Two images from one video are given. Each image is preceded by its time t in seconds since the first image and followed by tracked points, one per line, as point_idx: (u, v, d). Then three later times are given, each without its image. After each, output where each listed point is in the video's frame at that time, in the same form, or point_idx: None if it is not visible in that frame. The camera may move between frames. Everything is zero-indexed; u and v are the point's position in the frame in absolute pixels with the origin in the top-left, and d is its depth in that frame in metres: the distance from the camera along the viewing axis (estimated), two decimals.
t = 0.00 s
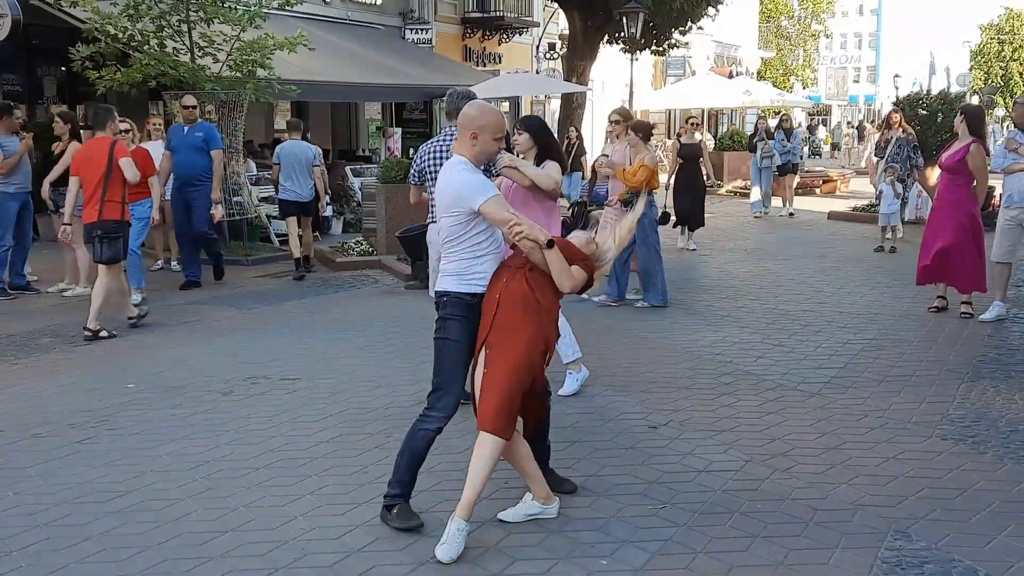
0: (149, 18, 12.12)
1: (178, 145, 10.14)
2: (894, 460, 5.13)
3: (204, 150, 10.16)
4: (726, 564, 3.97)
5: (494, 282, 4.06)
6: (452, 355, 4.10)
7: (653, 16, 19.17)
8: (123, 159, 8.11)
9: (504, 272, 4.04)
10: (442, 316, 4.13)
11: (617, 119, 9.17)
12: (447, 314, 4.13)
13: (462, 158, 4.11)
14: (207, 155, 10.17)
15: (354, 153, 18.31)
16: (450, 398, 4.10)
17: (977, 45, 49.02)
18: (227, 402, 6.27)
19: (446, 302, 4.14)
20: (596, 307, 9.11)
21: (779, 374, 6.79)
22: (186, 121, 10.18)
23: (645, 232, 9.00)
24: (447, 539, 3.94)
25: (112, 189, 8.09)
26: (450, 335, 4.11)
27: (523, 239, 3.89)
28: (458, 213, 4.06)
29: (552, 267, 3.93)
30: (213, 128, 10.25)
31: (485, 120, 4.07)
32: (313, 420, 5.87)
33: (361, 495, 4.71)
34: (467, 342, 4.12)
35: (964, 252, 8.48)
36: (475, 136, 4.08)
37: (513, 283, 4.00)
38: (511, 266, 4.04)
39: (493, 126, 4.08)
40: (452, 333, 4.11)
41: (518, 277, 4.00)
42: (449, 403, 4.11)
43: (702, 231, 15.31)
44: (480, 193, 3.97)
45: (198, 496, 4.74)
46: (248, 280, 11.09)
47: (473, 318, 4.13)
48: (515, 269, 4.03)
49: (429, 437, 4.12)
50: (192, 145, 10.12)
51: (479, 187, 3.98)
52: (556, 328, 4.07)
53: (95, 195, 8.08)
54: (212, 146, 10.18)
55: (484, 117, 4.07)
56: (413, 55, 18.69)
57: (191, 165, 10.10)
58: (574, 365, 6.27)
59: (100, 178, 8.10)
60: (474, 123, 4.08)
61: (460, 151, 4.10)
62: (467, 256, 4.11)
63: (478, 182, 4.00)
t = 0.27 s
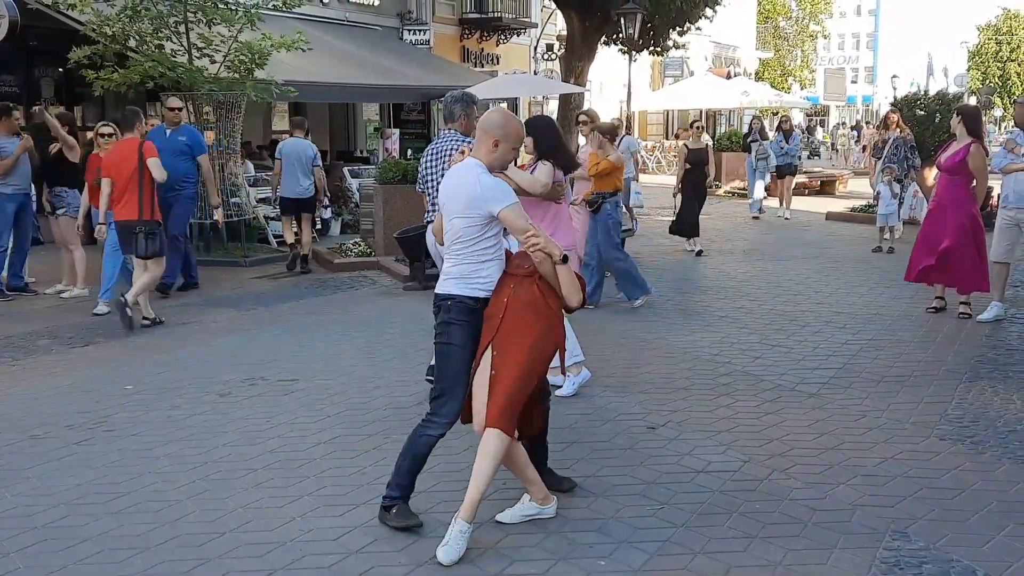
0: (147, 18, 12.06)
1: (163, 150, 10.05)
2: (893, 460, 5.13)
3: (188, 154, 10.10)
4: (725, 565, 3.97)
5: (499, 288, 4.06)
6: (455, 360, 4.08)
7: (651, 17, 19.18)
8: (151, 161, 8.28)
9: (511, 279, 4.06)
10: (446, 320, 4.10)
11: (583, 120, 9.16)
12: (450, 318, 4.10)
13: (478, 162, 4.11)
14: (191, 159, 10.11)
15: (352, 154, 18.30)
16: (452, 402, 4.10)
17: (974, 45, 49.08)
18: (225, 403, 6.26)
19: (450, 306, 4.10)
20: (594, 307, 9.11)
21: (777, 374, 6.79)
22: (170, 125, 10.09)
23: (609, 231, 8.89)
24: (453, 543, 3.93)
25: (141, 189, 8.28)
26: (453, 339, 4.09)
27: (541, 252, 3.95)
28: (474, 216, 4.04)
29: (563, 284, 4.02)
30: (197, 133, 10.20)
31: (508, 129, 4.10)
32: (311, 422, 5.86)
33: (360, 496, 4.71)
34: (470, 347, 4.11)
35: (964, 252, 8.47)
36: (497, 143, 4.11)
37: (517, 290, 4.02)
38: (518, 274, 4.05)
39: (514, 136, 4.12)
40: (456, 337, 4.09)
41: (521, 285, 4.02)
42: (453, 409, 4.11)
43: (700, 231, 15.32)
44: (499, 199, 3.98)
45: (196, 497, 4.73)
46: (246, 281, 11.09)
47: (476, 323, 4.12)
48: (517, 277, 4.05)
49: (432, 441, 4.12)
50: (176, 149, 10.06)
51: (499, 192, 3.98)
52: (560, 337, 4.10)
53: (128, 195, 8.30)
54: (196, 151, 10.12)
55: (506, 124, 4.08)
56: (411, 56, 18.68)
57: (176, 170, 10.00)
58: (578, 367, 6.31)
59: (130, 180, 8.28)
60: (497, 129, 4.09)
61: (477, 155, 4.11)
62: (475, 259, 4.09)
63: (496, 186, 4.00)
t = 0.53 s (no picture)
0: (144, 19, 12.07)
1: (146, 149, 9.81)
2: (891, 460, 5.13)
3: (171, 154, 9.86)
4: (724, 565, 3.98)
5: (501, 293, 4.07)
6: (457, 362, 4.08)
7: (648, 18, 19.19)
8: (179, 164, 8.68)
9: (513, 280, 4.06)
10: (445, 322, 4.11)
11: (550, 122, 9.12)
12: (450, 320, 4.10)
13: (471, 160, 4.10)
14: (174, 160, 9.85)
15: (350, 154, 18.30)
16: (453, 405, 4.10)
17: (971, 46, 49.13)
18: (223, 404, 6.26)
19: (450, 307, 4.11)
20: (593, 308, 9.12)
21: (776, 375, 6.80)
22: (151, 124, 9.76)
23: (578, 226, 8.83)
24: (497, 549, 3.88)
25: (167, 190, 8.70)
26: (453, 341, 4.09)
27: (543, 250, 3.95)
28: (469, 217, 4.04)
29: (565, 280, 4.02)
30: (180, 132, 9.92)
31: (501, 127, 4.10)
32: (310, 422, 5.86)
33: (359, 496, 4.71)
34: (470, 348, 4.11)
35: (963, 253, 8.49)
36: (490, 142, 4.09)
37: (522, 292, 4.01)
38: (520, 274, 4.05)
39: (505, 132, 4.11)
40: (456, 339, 4.09)
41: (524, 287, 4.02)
42: (452, 411, 4.11)
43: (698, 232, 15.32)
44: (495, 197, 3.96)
45: (194, 498, 4.73)
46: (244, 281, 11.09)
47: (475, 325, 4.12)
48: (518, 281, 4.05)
49: (431, 444, 4.12)
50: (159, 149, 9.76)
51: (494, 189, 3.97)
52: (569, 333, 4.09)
53: (155, 195, 8.71)
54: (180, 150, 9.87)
55: (498, 122, 4.08)
56: (409, 57, 18.68)
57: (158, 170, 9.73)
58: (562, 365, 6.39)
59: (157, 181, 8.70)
60: (489, 127, 4.08)
61: (470, 153, 4.10)
62: (471, 259, 4.11)
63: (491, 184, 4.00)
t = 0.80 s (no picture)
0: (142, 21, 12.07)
1: (124, 152, 9.54)
2: (890, 463, 5.13)
3: (151, 157, 9.58)
4: (722, 567, 3.98)
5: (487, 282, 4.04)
6: (451, 360, 4.09)
7: (645, 20, 19.20)
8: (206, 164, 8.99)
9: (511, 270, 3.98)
10: (438, 319, 4.12)
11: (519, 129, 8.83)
12: (444, 318, 4.11)
13: (460, 159, 4.12)
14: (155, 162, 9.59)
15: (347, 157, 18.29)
16: (447, 403, 4.10)
17: (968, 48, 49.19)
18: (221, 407, 6.26)
19: (443, 305, 4.12)
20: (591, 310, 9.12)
21: (774, 377, 6.80)
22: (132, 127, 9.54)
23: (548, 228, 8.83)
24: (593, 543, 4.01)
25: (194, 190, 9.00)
26: (447, 338, 4.10)
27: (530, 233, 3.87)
28: (457, 214, 4.07)
29: (562, 258, 3.90)
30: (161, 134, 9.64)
31: (490, 123, 4.10)
32: (307, 425, 5.86)
33: (357, 499, 4.70)
34: (464, 346, 4.11)
35: (961, 253, 8.49)
36: (479, 138, 4.11)
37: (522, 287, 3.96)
38: (518, 262, 3.98)
39: (495, 129, 4.11)
40: (450, 336, 4.10)
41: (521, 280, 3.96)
42: (443, 408, 4.11)
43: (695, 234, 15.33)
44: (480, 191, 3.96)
45: (192, 501, 4.72)
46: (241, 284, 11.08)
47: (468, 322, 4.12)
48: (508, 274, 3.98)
49: (425, 439, 4.13)
50: (139, 152, 9.53)
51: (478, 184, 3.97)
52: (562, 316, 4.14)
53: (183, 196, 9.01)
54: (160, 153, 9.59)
55: (488, 118, 4.08)
56: (407, 60, 18.67)
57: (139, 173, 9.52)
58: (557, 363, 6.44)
59: (184, 181, 8.98)
60: (478, 124, 4.09)
61: (461, 152, 4.11)
62: (462, 256, 4.14)
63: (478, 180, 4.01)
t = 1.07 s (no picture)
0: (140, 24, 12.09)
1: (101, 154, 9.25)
2: (888, 465, 5.14)
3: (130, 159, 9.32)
4: (720, 570, 3.98)
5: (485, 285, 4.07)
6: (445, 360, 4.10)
7: (643, 22, 19.22)
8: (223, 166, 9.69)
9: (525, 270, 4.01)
10: (432, 320, 4.14)
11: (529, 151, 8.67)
12: (438, 318, 4.13)
13: (458, 161, 4.13)
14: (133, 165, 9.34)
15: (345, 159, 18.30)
16: (441, 403, 4.12)
17: (965, 51, 49.26)
18: (219, 410, 6.25)
19: (438, 305, 4.13)
20: (589, 313, 9.13)
21: (772, 379, 6.81)
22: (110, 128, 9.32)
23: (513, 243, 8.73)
24: (608, 503, 4.52)
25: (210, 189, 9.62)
26: (441, 338, 4.11)
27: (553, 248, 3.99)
28: (450, 216, 4.10)
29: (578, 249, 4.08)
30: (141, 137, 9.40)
31: (481, 122, 4.08)
32: (306, 428, 5.86)
33: (355, 502, 4.70)
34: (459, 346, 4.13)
35: (961, 257, 8.49)
36: (471, 138, 4.09)
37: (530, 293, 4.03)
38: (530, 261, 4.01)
39: (486, 126, 4.07)
40: (444, 336, 4.11)
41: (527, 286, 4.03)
42: (436, 408, 4.12)
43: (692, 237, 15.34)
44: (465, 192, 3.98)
45: (190, 504, 4.72)
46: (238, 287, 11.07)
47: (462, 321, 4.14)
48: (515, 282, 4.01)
49: (418, 440, 4.13)
50: (116, 154, 9.29)
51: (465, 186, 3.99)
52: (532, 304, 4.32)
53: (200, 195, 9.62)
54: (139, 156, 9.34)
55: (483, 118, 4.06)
56: (404, 62, 18.69)
57: (116, 175, 9.23)
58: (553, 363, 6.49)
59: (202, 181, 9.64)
60: (469, 124, 4.09)
61: (457, 153, 4.12)
62: (455, 258, 4.15)
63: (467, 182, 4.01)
